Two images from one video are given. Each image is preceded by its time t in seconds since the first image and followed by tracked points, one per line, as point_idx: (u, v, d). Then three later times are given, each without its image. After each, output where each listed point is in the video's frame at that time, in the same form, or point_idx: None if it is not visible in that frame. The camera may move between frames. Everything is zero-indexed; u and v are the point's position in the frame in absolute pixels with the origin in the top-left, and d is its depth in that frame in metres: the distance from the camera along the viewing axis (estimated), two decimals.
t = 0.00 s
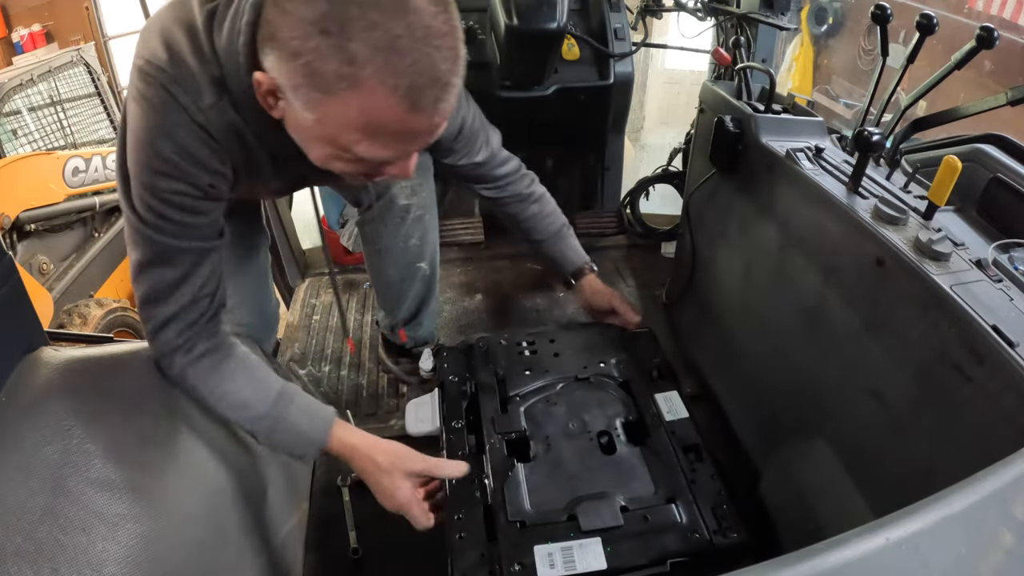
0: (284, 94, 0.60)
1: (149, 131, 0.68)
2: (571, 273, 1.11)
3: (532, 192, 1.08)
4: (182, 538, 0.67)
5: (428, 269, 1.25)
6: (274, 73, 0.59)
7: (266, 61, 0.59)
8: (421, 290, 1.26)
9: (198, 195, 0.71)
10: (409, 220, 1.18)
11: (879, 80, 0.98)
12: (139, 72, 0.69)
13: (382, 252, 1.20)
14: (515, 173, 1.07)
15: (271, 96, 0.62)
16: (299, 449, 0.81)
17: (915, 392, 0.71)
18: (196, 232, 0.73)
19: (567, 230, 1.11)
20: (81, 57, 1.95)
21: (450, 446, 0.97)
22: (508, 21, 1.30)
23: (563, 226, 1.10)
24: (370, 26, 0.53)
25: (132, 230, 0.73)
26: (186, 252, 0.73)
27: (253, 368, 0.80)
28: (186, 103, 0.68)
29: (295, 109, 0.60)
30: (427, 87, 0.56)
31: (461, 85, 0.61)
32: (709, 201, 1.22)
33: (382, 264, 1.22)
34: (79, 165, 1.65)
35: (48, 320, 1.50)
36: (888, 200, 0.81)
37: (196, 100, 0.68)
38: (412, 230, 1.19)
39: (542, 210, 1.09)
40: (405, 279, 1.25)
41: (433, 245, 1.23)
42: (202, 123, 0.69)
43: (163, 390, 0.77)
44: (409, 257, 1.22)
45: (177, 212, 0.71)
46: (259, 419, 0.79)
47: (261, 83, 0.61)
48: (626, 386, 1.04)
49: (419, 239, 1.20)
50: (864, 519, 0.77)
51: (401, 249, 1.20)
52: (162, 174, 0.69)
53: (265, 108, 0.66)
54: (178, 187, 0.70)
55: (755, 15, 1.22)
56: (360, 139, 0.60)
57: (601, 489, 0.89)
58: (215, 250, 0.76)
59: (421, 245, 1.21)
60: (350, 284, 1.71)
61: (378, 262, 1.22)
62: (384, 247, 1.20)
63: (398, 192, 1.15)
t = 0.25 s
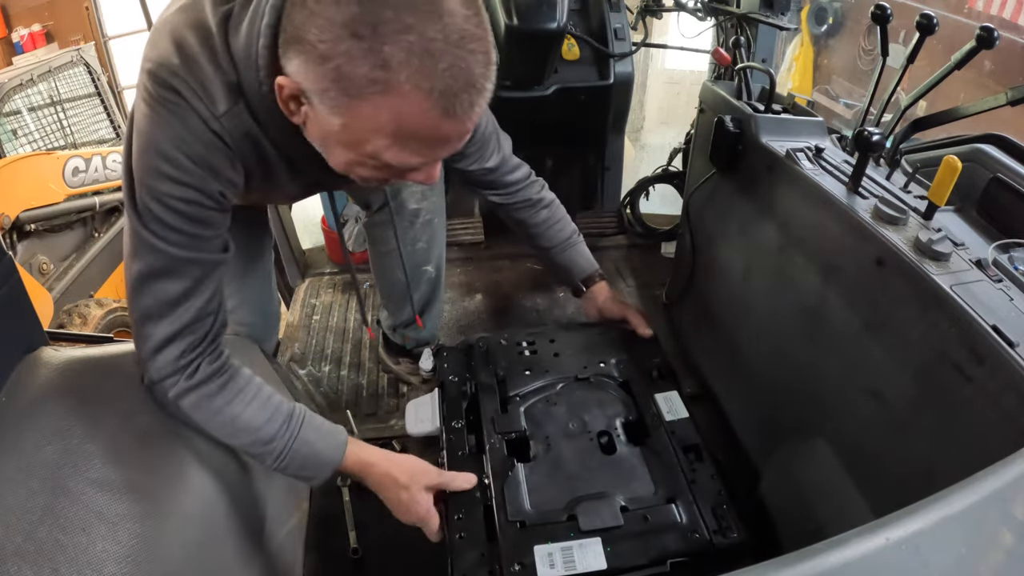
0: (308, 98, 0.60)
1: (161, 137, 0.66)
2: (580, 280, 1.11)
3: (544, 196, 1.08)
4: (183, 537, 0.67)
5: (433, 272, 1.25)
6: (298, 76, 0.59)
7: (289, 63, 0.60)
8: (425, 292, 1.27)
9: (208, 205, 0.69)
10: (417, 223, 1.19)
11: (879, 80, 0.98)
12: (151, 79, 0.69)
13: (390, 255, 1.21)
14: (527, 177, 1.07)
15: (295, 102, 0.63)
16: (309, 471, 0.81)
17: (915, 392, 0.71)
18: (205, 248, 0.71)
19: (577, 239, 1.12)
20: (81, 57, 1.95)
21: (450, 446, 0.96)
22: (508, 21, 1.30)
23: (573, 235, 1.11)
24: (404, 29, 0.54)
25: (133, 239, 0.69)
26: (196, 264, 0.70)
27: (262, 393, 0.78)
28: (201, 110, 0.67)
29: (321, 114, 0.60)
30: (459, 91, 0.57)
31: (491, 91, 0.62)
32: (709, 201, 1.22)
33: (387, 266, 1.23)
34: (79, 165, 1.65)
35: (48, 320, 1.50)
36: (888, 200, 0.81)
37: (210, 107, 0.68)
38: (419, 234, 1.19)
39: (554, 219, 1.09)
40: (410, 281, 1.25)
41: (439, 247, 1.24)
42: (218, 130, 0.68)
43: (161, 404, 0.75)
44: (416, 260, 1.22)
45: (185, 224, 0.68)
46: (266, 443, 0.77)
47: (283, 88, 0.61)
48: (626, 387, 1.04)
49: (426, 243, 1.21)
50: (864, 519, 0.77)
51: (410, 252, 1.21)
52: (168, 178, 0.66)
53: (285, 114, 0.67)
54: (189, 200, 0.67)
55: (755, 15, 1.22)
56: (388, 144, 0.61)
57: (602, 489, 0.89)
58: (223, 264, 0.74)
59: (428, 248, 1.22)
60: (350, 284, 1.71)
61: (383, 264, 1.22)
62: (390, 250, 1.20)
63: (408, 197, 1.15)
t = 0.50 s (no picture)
0: (308, 95, 0.61)
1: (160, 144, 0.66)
2: (579, 279, 1.14)
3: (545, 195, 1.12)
4: (183, 537, 0.66)
5: (436, 274, 1.25)
6: (300, 72, 0.60)
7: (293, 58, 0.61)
8: (427, 294, 1.27)
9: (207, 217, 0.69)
10: (422, 225, 1.18)
11: (879, 80, 0.98)
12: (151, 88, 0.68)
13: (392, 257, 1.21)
14: (527, 176, 1.10)
15: (296, 99, 0.63)
16: (309, 475, 0.81)
17: (915, 391, 0.71)
18: (207, 258, 0.71)
19: (575, 238, 1.15)
20: (81, 57, 1.95)
21: (450, 446, 0.96)
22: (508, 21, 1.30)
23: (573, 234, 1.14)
24: (409, 28, 0.54)
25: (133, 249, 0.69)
26: (198, 276, 0.71)
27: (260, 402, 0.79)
28: (203, 122, 0.67)
29: (320, 112, 0.60)
30: (460, 98, 0.56)
31: (496, 105, 0.62)
32: (709, 201, 1.22)
33: (390, 267, 1.22)
34: (79, 165, 1.64)
35: (48, 320, 1.50)
36: (888, 200, 0.81)
37: (212, 119, 0.67)
38: (423, 236, 1.19)
39: (555, 218, 1.12)
40: (413, 282, 1.25)
41: (443, 249, 1.24)
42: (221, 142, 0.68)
43: (160, 409, 0.74)
44: (419, 262, 1.22)
45: (186, 236, 0.68)
46: (263, 448, 0.77)
47: (285, 83, 0.62)
48: (625, 386, 1.04)
49: (430, 245, 1.21)
50: (864, 519, 0.77)
51: (412, 254, 1.21)
52: (169, 192, 0.66)
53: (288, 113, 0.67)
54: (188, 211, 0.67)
55: (755, 15, 1.22)
56: (385, 149, 0.61)
57: (602, 489, 0.89)
58: (225, 274, 0.74)
59: (431, 250, 1.22)
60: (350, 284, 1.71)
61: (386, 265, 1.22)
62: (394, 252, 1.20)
63: (414, 199, 1.15)
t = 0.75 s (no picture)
0: (301, 102, 0.60)
1: (159, 150, 0.66)
2: (567, 272, 1.15)
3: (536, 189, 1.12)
4: (184, 537, 0.66)
5: (436, 274, 1.25)
6: (294, 79, 0.60)
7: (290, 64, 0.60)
8: (427, 294, 1.27)
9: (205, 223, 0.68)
10: (421, 225, 1.18)
11: (878, 80, 0.98)
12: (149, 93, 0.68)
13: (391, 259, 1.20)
14: (519, 170, 1.10)
15: (289, 103, 0.63)
16: (306, 477, 0.81)
17: (915, 392, 0.71)
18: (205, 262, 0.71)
19: (565, 232, 1.16)
20: (81, 57, 1.95)
21: (445, 444, 0.96)
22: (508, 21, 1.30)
23: (563, 228, 1.15)
24: (401, 42, 0.53)
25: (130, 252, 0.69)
26: (198, 281, 0.71)
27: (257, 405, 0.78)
28: (203, 130, 0.67)
29: (311, 121, 0.60)
30: (447, 118, 0.56)
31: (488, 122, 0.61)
32: (709, 202, 1.21)
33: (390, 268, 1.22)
34: (79, 165, 1.65)
35: (48, 320, 1.50)
36: (888, 200, 0.81)
37: (211, 126, 0.67)
38: (423, 237, 1.19)
39: (547, 213, 1.13)
40: (413, 282, 1.25)
41: (442, 249, 1.24)
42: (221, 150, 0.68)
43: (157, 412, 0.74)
44: (419, 262, 1.22)
45: (183, 242, 0.68)
46: (260, 450, 0.77)
47: (279, 88, 0.62)
48: (615, 376, 1.05)
49: (430, 245, 1.20)
50: (864, 519, 0.77)
51: (412, 254, 1.21)
52: (169, 197, 0.66)
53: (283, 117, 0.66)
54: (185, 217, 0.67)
55: (755, 15, 1.22)
56: (374, 162, 0.60)
57: (601, 478, 0.89)
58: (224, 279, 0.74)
59: (430, 250, 1.21)
60: (350, 284, 1.71)
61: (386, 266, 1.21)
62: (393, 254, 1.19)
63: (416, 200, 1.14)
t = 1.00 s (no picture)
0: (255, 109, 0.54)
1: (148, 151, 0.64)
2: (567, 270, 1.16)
3: (536, 188, 1.11)
4: (184, 536, 0.67)
5: (433, 275, 1.25)
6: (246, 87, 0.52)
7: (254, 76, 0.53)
8: (425, 293, 1.27)
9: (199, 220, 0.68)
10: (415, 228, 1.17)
11: (879, 81, 0.98)
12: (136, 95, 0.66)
13: (386, 259, 1.20)
14: (518, 169, 1.09)
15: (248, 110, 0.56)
16: (310, 468, 0.81)
17: (914, 391, 0.71)
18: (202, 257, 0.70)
19: (566, 229, 1.15)
20: (81, 57, 1.95)
21: (449, 433, 0.97)
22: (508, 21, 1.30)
23: (564, 226, 1.15)
24: (341, 72, 0.46)
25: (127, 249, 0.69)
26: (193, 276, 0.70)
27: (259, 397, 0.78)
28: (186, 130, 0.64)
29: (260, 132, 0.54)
30: (381, 156, 0.49)
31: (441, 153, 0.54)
32: (709, 201, 1.21)
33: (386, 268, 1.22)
34: (79, 165, 1.65)
35: (48, 320, 1.50)
36: (888, 200, 0.81)
37: (196, 127, 0.65)
38: (417, 238, 1.18)
39: (546, 211, 1.12)
40: (410, 283, 1.25)
41: (439, 249, 1.23)
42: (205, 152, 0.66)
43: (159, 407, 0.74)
44: (415, 262, 1.22)
45: (176, 238, 0.67)
46: (265, 441, 0.77)
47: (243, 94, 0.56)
48: (618, 369, 1.05)
49: (425, 246, 1.20)
50: (864, 518, 0.77)
51: (408, 255, 1.20)
52: (159, 194, 0.65)
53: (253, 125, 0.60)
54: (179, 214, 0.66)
55: (755, 15, 1.22)
56: (315, 188, 0.55)
57: (601, 468, 0.89)
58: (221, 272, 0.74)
59: (426, 251, 1.21)
60: (350, 284, 1.71)
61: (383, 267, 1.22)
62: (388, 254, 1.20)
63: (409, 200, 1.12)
